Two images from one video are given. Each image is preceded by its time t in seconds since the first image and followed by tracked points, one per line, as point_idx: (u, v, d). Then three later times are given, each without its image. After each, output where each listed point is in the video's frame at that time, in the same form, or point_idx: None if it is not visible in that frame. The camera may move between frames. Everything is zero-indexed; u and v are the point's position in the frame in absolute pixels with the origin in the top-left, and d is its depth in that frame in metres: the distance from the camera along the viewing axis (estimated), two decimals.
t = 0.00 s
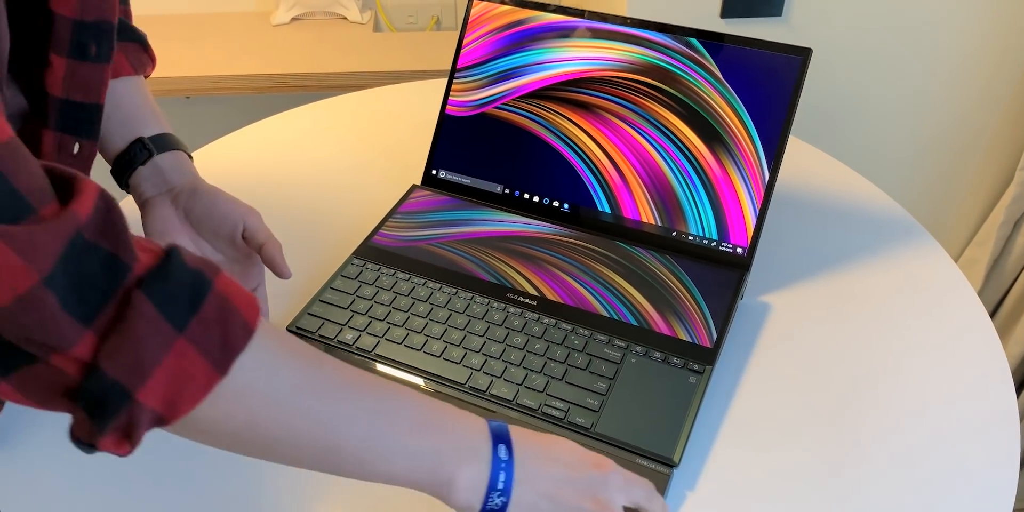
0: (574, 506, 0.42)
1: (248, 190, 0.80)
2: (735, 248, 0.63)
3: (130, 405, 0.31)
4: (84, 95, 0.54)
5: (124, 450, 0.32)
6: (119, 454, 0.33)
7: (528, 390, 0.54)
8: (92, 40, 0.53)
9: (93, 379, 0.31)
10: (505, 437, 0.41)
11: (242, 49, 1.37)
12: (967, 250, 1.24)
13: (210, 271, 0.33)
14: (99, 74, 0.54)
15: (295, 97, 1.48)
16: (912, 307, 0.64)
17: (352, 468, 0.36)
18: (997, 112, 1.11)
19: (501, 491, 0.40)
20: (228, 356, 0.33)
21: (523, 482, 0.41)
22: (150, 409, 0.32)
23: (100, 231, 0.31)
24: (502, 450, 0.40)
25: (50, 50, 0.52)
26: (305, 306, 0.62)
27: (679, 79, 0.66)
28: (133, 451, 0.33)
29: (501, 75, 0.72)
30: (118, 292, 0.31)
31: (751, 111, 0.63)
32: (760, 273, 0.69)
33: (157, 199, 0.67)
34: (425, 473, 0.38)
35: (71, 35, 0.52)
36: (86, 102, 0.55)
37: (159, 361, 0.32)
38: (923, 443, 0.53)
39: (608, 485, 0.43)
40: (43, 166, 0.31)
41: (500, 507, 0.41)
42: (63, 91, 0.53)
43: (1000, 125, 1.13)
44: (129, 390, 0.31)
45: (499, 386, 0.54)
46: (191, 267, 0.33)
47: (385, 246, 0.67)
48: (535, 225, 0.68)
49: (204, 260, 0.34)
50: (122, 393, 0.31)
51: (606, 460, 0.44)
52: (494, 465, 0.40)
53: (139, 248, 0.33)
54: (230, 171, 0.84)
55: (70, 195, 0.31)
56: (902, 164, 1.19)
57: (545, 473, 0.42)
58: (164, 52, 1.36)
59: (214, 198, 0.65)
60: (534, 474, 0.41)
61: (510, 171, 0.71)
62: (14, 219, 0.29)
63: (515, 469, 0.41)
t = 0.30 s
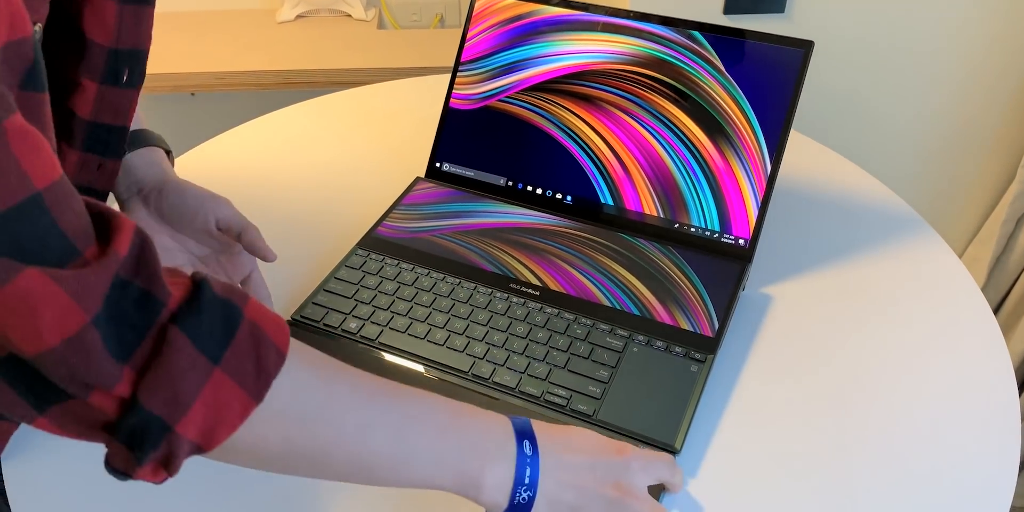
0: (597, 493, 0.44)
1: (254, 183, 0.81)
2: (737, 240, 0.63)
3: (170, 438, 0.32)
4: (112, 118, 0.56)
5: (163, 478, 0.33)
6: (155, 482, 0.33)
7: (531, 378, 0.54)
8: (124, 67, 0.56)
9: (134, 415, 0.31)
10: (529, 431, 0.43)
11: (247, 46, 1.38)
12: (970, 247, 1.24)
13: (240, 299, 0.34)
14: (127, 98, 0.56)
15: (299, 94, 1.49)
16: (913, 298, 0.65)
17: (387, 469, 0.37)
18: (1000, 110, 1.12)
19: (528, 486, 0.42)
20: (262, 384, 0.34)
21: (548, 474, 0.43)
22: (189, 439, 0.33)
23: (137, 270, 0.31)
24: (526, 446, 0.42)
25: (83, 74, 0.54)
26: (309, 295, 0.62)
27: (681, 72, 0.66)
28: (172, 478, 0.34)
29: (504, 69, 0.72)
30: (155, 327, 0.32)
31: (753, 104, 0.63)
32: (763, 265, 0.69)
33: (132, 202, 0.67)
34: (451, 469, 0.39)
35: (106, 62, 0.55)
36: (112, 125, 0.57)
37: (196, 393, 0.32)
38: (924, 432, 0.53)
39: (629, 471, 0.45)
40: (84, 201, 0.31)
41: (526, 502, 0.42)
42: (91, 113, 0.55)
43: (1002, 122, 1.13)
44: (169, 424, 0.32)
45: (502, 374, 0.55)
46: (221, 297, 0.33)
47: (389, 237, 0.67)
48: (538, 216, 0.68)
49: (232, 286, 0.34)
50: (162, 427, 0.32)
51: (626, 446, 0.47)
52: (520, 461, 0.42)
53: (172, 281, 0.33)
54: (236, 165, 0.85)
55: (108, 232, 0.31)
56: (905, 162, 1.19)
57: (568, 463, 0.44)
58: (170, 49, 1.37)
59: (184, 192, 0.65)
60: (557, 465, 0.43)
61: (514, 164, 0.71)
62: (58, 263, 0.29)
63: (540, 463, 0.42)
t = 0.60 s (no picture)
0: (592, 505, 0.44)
1: (258, 180, 0.82)
2: (736, 234, 0.63)
3: (177, 451, 0.32)
4: (106, 133, 0.53)
5: (169, 489, 0.34)
6: (160, 492, 0.34)
7: (531, 369, 0.55)
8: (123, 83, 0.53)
9: (144, 429, 0.32)
10: (526, 446, 0.43)
11: (249, 45, 1.39)
12: (970, 245, 1.25)
13: (247, 315, 0.34)
14: (124, 113, 0.53)
15: (302, 93, 1.50)
16: (911, 293, 0.65)
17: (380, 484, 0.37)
18: (1000, 109, 1.12)
19: (524, 500, 0.42)
20: (268, 400, 0.34)
21: (546, 487, 0.43)
22: (196, 453, 0.33)
23: (149, 287, 0.32)
24: (523, 462, 0.42)
25: (79, 88, 0.52)
26: (312, 288, 0.63)
27: (680, 67, 0.67)
28: (178, 488, 0.34)
29: (506, 65, 0.73)
30: (165, 344, 0.32)
31: (752, 100, 0.64)
32: (762, 260, 0.69)
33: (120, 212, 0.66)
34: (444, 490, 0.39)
35: (103, 77, 0.52)
36: (107, 139, 0.53)
37: (204, 409, 0.32)
38: (921, 423, 0.53)
39: (625, 480, 0.46)
40: (93, 217, 0.32)
41: None
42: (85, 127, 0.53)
43: (1002, 121, 1.13)
44: (178, 438, 0.32)
45: (503, 365, 0.55)
46: (229, 313, 0.34)
47: (391, 232, 0.68)
48: (539, 211, 0.69)
49: (239, 301, 0.35)
50: (170, 440, 0.32)
51: (621, 455, 0.47)
52: (515, 477, 0.42)
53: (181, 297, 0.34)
54: (240, 161, 0.85)
55: (119, 248, 0.32)
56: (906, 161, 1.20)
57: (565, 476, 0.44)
58: (174, 48, 1.38)
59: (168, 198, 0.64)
60: (554, 480, 0.43)
61: (514, 159, 0.72)
62: (72, 280, 0.30)
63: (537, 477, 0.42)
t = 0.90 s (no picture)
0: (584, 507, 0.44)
1: (258, 181, 0.82)
2: (734, 235, 0.64)
3: (163, 463, 0.33)
4: (101, 142, 0.54)
5: (160, 495, 0.35)
6: (153, 497, 0.35)
7: (529, 369, 0.55)
8: (115, 93, 0.54)
9: (128, 443, 0.32)
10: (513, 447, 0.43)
11: (250, 47, 1.39)
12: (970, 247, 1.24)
13: (231, 327, 0.35)
14: (118, 122, 0.54)
15: (303, 93, 1.50)
16: (908, 294, 0.65)
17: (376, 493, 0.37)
18: (999, 111, 1.12)
19: (514, 501, 0.42)
20: (252, 412, 0.34)
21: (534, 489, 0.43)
22: (183, 464, 0.34)
23: (133, 304, 0.32)
24: (513, 463, 0.42)
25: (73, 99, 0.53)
26: (311, 287, 0.63)
27: (679, 69, 0.67)
28: (168, 495, 0.35)
29: (505, 67, 0.73)
30: (148, 360, 0.33)
31: (751, 102, 0.64)
32: (760, 261, 0.70)
33: (125, 205, 0.66)
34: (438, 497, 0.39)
35: (97, 88, 0.53)
36: (103, 148, 0.54)
37: (188, 422, 0.33)
38: (917, 424, 0.53)
39: (619, 484, 0.45)
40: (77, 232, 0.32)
41: None
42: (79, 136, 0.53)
43: (1002, 123, 1.13)
44: (163, 452, 0.33)
45: (501, 365, 0.56)
46: (213, 326, 0.34)
47: (390, 232, 0.68)
48: (538, 212, 0.69)
49: (223, 312, 0.35)
50: (156, 454, 0.33)
51: (615, 457, 0.46)
52: (506, 478, 0.42)
53: (165, 311, 0.34)
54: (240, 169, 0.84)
55: (104, 264, 0.32)
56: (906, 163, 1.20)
57: (555, 479, 0.44)
58: (176, 49, 1.38)
59: (178, 189, 0.64)
60: (545, 483, 0.43)
61: (513, 160, 0.72)
62: (58, 299, 0.30)
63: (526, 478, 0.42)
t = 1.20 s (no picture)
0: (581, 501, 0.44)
1: (259, 179, 0.82)
2: (736, 232, 0.64)
3: (145, 468, 0.33)
4: (89, 139, 0.55)
5: (144, 500, 0.34)
6: (139, 502, 0.35)
7: (531, 365, 0.55)
8: (102, 91, 0.53)
9: (106, 449, 0.32)
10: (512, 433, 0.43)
11: (252, 46, 1.39)
12: (971, 247, 1.24)
13: (209, 326, 0.34)
14: (106, 121, 0.55)
15: (305, 93, 1.50)
16: (909, 291, 0.65)
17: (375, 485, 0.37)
18: (1001, 110, 1.12)
19: (511, 490, 0.42)
20: (233, 411, 0.34)
21: (532, 481, 0.43)
22: (164, 467, 0.34)
23: (106, 308, 0.32)
24: (510, 448, 0.42)
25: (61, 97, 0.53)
26: (314, 284, 0.63)
27: (681, 66, 0.67)
28: (153, 499, 0.35)
29: (507, 64, 0.73)
30: (122, 365, 0.32)
31: (753, 99, 0.64)
32: (762, 259, 0.70)
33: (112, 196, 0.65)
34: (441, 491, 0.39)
35: (83, 87, 0.53)
36: (91, 147, 0.55)
37: (167, 425, 0.33)
38: (920, 421, 0.53)
39: (616, 478, 0.46)
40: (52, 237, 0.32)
41: (511, 503, 0.42)
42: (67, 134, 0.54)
43: (1003, 122, 1.13)
44: (143, 456, 0.33)
45: (503, 361, 0.56)
46: (190, 327, 0.34)
47: (392, 229, 0.68)
48: (540, 209, 0.69)
49: (200, 312, 0.35)
50: (137, 459, 0.32)
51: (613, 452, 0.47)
52: (504, 463, 0.42)
53: (140, 313, 0.34)
54: (236, 169, 0.84)
55: (77, 270, 0.32)
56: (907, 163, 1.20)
57: (556, 470, 0.44)
58: (177, 49, 1.39)
59: (176, 185, 0.64)
60: (543, 472, 0.43)
61: (516, 158, 0.72)
62: (32, 307, 0.29)
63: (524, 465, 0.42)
